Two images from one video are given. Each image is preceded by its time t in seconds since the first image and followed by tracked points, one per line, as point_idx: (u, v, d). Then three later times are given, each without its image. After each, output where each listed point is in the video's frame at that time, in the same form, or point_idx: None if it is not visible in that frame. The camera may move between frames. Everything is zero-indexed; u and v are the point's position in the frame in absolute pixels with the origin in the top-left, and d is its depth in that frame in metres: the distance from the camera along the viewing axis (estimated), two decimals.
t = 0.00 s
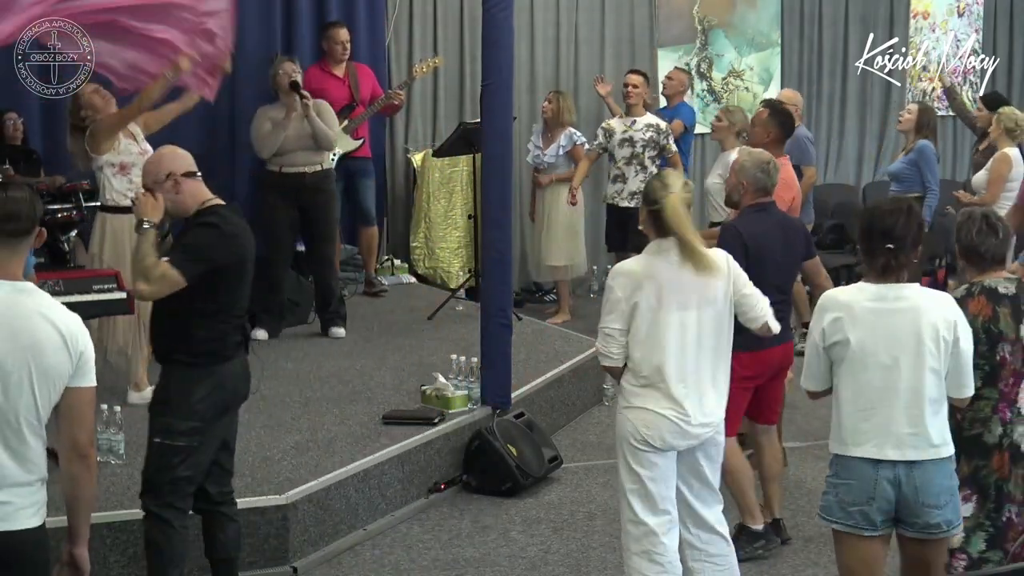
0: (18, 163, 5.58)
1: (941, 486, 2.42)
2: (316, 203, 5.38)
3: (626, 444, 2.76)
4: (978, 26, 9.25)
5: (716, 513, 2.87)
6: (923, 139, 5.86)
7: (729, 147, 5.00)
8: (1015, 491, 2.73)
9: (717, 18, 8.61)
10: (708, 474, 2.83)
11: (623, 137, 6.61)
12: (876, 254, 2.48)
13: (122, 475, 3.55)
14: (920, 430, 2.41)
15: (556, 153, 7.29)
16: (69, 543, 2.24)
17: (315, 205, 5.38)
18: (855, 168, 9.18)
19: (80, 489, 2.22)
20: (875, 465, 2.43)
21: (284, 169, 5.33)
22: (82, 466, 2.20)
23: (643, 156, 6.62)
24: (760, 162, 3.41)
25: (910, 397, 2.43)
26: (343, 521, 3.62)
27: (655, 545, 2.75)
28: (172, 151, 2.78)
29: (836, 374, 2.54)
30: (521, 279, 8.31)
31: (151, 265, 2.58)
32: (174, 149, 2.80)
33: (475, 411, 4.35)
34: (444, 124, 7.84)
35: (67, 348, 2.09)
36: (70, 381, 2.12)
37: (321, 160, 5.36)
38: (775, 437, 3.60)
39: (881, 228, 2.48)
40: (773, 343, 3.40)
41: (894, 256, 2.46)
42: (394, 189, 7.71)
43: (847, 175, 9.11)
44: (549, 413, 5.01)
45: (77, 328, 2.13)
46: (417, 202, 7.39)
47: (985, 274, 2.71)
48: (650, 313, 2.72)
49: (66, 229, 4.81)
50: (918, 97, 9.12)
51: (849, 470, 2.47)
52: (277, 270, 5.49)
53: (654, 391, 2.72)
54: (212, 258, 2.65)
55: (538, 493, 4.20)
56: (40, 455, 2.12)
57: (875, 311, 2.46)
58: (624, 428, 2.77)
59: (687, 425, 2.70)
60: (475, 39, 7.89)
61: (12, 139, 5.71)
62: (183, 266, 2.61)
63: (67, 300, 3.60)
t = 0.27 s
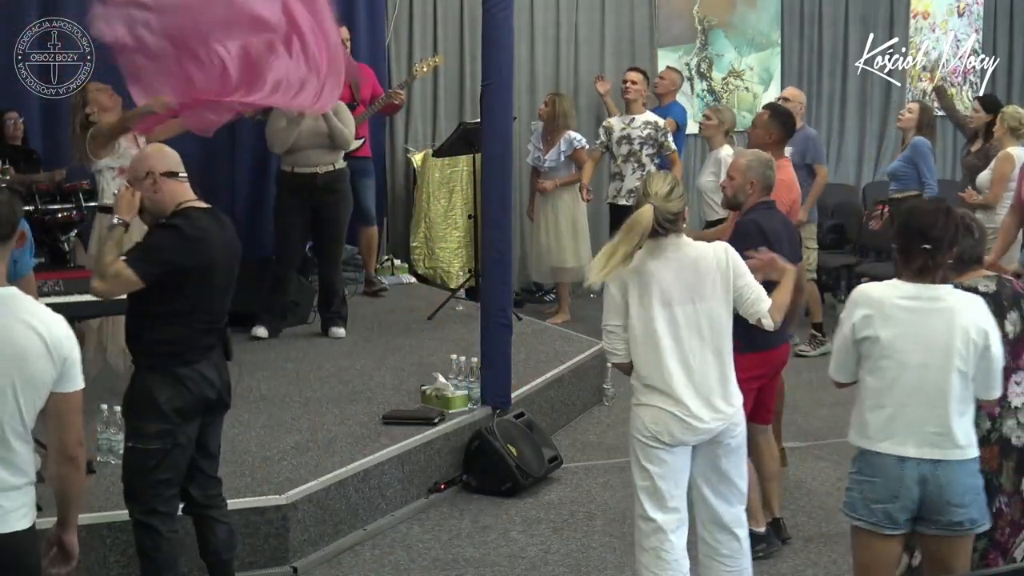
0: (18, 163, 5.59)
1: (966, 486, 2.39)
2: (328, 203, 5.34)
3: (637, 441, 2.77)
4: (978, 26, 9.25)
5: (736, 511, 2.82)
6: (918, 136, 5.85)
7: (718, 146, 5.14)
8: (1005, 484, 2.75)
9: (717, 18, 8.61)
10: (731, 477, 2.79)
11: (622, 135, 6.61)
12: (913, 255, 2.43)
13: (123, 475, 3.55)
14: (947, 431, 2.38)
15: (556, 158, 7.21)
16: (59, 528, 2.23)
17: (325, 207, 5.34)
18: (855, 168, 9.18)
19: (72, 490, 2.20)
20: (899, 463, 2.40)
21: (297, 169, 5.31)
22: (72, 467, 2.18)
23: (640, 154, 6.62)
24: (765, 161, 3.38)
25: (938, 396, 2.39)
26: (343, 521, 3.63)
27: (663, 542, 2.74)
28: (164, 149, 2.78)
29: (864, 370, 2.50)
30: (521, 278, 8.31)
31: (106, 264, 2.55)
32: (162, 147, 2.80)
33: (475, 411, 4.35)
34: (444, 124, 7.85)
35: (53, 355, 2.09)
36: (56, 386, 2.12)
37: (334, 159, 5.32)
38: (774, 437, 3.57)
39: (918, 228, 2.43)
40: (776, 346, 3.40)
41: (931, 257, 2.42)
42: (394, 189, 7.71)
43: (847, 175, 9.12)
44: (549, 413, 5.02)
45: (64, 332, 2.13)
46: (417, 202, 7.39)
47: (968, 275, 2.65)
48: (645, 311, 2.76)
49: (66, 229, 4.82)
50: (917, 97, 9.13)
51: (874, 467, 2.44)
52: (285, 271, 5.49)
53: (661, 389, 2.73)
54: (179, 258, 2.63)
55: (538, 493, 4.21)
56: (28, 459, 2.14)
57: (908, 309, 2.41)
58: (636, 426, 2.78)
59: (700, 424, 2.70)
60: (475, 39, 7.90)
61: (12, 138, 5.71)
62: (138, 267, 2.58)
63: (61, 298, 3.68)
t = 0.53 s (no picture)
0: (18, 163, 5.60)
1: (994, 481, 2.39)
2: (336, 204, 5.34)
3: (655, 441, 2.78)
4: (978, 26, 9.25)
5: (750, 504, 2.83)
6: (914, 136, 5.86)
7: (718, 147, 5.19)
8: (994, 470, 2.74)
9: (717, 18, 8.61)
10: (744, 467, 2.81)
11: (626, 138, 6.67)
12: (944, 252, 2.42)
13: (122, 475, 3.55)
14: (979, 428, 2.37)
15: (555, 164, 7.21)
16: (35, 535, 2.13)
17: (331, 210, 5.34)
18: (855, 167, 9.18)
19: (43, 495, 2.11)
20: (933, 460, 2.37)
21: (304, 170, 5.32)
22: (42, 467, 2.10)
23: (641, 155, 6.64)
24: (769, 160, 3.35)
25: (970, 392, 2.37)
26: (343, 521, 3.62)
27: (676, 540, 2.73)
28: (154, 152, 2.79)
29: (892, 367, 2.46)
30: (520, 278, 8.31)
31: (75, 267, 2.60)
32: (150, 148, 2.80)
33: (475, 411, 4.35)
34: (444, 124, 7.85)
35: (17, 359, 1.98)
36: (23, 388, 2.02)
37: (342, 161, 5.32)
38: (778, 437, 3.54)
39: (944, 225, 2.42)
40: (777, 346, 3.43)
41: (957, 253, 2.41)
42: (394, 189, 7.71)
43: (847, 175, 9.12)
44: (549, 413, 5.01)
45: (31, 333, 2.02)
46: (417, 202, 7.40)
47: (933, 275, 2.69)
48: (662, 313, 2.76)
49: (66, 229, 4.83)
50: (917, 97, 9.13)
51: (905, 466, 2.40)
52: (287, 273, 5.45)
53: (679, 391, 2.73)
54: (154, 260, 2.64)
55: (538, 493, 4.20)
56: None
57: (942, 305, 2.39)
58: (654, 426, 2.79)
59: (720, 423, 2.71)
60: (475, 39, 7.90)
61: (12, 138, 5.72)
62: (108, 272, 2.60)
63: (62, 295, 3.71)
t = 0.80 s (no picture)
0: (18, 163, 5.61)
1: (997, 478, 2.43)
2: (337, 203, 5.34)
3: (672, 443, 2.75)
4: (978, 26, 9.24)
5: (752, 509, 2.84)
6: (917, 139, 5.84)
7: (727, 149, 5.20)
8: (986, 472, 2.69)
9: (717, 18, 8.61)
10: (746, 472, 2.82)
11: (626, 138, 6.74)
12: (933, 255, 2.43)
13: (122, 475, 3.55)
14: (988, 426, 2.40)
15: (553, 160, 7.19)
16: (9, 541, 2.47)
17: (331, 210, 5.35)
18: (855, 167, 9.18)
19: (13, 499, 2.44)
20: (952, 461, 2.36)
21: (306, 170, 5.32)
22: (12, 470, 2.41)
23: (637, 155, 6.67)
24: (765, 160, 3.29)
25: (980, 392, 2.39)
26: (343, 521, 3.63)
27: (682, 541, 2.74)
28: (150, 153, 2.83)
29: (904, 372, 2.42)
30: (520, 278, 8.32)
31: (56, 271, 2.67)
32: (144, 151, 2.82)
33: (475, 411, 4.35)
34: (444, 124, 7.85)
35: None
36: None
37: (343, 162, 5.32)
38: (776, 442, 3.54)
39: (940, 229, 2.42)
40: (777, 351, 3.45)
41: (947, 258, 2.42)
42: (394, 189, 7.71)
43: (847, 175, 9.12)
44: (549, 413, 5.02)
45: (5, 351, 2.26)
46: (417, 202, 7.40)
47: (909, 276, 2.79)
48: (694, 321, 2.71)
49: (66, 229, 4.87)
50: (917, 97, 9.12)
51: (925, 468, 2.37)
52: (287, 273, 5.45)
53: (707, 399, 2.70)
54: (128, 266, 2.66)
55: (538, 493, 4.20)
56: None
57: (954, 307, 2.39)
58: (673, 430, 2.75)
59: (743, 430, 2.71)
60: (475, 39, 7.90)
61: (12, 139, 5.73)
62: (84, 274, 2.64)
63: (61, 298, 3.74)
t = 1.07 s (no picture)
0: (18, 163, 5.63)
1: (965, 477, 2.42)
2: (334, 203, 5.34)
3: (682, 444, 2.74)
4: (978, 26, 9.24)
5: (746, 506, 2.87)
6: (929, 140, 5.80)
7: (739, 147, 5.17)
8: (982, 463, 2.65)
9: (717, 18, 8.61)
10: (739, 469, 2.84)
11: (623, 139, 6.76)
12: (911, 253, 2.40)
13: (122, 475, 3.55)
14: (956, 425, 2.39)
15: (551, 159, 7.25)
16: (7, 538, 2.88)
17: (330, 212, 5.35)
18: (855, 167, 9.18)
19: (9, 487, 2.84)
20: (917, 463, 2.35)
21: (302, 170, 5.33)
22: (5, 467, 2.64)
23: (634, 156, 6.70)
24: (753, 164, 3.32)
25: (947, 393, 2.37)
26: (343, 521, 3.63)
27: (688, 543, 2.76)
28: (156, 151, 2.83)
29: (871, 370, 2.41)
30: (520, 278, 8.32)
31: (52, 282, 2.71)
32: (146, 146, 2.82)
33: (475, 411, 4.34)
34: (444, 124, 7.85)
35: None
36: None
37: (339, 162, 5.31)
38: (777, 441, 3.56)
39: (919, 226, 2.40)
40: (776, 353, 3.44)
41: (927, 256, 2.38)
42: (394, 190, 7.71)
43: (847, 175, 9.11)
44: (549, 413, 5.01)
45: None
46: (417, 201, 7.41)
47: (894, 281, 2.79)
48: (717, 315, 2.77)
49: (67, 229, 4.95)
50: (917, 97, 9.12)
51: (890, 470, 2.37)
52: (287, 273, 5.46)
53: (723, 395, 2.75)
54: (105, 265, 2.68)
55: (538, 493, 4.20)
56: None
57: (925, 309, 2.36)
58: (685, 429, 2.74)
59: (749, 426, 2.78)
60: (475, 39, 7.90)
61: (12, 139, 5.74)
62: (73, 284, 2.67)
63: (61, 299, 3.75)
